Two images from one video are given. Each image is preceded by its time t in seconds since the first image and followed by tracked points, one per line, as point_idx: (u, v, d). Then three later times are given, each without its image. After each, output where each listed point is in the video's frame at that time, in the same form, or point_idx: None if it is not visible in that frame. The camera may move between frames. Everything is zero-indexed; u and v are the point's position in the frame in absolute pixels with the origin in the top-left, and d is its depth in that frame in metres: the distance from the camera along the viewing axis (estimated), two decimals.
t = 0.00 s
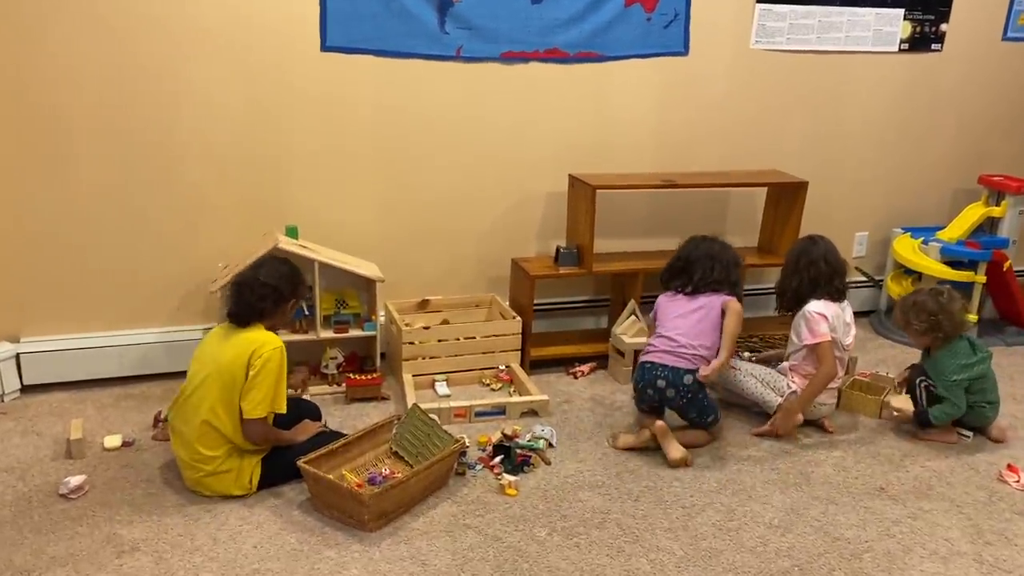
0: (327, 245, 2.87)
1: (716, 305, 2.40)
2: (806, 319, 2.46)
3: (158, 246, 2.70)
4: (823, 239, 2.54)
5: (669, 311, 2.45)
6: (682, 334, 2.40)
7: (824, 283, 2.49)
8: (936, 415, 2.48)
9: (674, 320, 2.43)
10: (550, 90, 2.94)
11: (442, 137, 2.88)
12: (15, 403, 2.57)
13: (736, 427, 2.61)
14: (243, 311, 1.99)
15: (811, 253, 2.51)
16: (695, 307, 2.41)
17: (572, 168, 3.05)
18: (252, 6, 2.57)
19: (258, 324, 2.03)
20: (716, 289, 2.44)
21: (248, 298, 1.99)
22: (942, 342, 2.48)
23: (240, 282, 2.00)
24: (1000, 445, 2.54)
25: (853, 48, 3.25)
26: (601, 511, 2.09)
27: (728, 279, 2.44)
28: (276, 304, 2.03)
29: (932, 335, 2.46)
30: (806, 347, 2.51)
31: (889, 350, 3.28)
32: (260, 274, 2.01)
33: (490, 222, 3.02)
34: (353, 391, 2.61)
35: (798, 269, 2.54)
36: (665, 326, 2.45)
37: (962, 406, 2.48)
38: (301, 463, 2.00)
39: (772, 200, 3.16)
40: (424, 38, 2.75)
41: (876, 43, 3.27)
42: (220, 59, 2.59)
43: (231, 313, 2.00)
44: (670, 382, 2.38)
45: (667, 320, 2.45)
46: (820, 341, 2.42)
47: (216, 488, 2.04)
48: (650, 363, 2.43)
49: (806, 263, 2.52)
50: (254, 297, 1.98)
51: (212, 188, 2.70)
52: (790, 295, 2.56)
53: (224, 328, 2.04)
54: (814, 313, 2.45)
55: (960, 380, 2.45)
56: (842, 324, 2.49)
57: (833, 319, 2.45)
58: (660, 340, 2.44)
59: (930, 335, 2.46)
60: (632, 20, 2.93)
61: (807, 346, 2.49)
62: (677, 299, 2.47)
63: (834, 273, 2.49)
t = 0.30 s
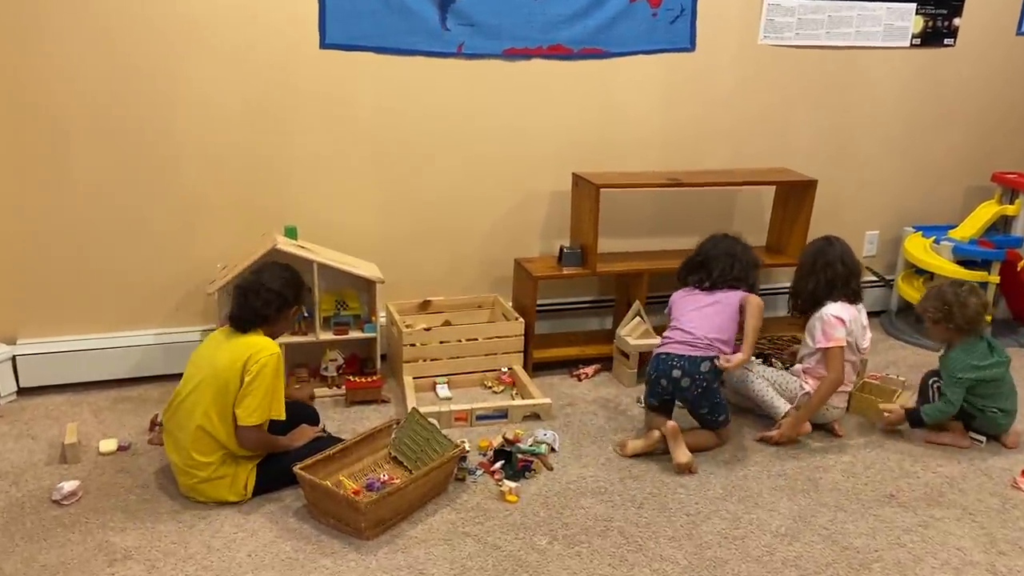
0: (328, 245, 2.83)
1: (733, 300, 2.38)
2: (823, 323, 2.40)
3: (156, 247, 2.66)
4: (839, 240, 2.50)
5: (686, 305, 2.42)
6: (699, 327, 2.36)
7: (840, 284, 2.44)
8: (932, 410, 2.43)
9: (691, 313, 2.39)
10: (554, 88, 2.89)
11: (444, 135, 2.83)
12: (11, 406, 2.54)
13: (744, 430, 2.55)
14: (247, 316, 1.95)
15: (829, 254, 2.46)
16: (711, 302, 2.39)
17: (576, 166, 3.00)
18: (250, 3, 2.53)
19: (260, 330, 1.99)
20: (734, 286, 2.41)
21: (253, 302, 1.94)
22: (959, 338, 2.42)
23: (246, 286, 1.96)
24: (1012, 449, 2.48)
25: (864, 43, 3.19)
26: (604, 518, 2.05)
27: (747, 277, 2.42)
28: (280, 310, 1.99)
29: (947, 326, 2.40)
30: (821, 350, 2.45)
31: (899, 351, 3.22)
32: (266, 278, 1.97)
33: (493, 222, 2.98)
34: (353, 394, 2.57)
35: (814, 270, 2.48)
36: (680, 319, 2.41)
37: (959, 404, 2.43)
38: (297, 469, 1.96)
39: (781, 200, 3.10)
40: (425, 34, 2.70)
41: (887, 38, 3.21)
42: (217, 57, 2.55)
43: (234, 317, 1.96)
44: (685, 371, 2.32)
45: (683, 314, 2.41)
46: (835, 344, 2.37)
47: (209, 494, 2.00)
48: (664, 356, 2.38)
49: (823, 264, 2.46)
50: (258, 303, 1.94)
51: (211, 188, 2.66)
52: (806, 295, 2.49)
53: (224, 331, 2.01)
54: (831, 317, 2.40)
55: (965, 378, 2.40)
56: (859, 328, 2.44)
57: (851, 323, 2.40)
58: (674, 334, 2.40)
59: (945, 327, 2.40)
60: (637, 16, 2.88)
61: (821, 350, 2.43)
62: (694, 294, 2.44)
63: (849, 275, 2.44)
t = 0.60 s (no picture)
0: (326, 246, 2.79)
1: (741, 307, 2.34)
2: (838, 320, 2.35)
3: (152, 248, 2.63)
4: (850, 241, 2.44)
5: (694, 307, 2.37)
6: (707, 329, 2.30)
7: (853, 286, 2.38)
8: (940, 402, 2.38)
9: (699, 314, 2.34)
10: (556, 86, 2.84)
11: (444, 134, 2.79)
12: (6, 410, 2.51)
13: (749, 435, 2.50)
14: (236, 322, 1.92)
15: (841, 256, 2.40)
16: (720, 305, 2.34)
17: (579, 165, 2.95)
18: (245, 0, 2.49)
19: (249, 335, 1.95)
20: (747, 295, 2.36)
21: (240, 308, 1.91)
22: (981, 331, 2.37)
23: (232, 291, 1.93)
24: None
25: (873, 38, 3.12)
26: (605, 527, 2.00)
27: (763, 287, 2.38)
28: (269, 315, 1.95)
29: (967, 315, 2.37)
30: (832, 350, 2.39)
31: (909, 353, 3.16)
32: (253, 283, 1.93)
33: (494, 223, 2.93)
34: (350, 398, 2.53)
35: (825, 271, 2.42)
36: (688, 319, 2.35)
37: (967, 396, 2.36)
38: (290, 476, 1.92)
39: (787, 199, 3.05)
40: (424, 32, 2.66)
41: (897, 34, 3.14)
42: (213, 56, 2.51)
43: (222, 324, 1.93)
44: (690, 374, 2.27)
45: (691, 315, 2.36)
46: (848, 344, 2.32)
47: (200, 503, 1.97)
48: (669, 358, 2.32)
49: (835, 265, 2.40)
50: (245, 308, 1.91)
51: (207, 189, 2.63)
52: (813, 295, 2.44)
53: (215, 337, 1.97)
54: (847, 315, 2.34)
55: (975, 369, 2.34)
56: (874, 330, 2.39)
57: (867, 322, 2.35)
58: (681, 335, 2.35)
59: (965, 315, 2.37)
60: (640, 12, 2.82)
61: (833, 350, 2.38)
62: (704, 296, 2.39)
63: (862, 277, 2.39)
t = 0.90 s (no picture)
0: (322, 250, 2.76)
1: (734, 318, 2.30)
2: (839, 325, 2.31)
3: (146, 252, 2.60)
4: (850, 241, 2.39)
5: (688, 314, 2.34)
6: (698, 335, 2.27)
7: (854, 287, 2.34)
8: (948, 389, 2.35)
9: (693, 321, 2.30)
10: (554, 86, 2.80)
11: (441, 136, 2.75)
12: None
13: (751, 440, 2.46)
14: (222, 329, 1.89)
15: (841, 257, 2.35)
16: (714, 314, 2.30)
17: (579, 166, 2.92)
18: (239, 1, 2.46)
19: (237, 342, 1.93)
20: (744, 306, 2.32)
21: (225, 314, 1.88)
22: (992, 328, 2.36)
23: (216, 299, 1.90)
24: None
25: (876, 37, 3.08)
26: (603, 536, 1.97)
27: (761, 299, 2.34)
28: (256, 320, 1.92)
29: (978, 313, 2.36)
30: (834, 356, 2.35)
31: (914, 355, 3.11)
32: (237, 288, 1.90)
33: (493, 225, 2.90)
34: (346, 404, 2.50)
35: (826, 272, 2.37)
36: (682, 325, 2.32)
37: (977, 386, 2.33)
38: (283, 484, 1.89)
39: (790, 200, 3.00)
40: (420, 32, 2.62)
41: (901, 32, 3.10)
42: (206, 58, 2.48)
43: (207, 333, 1.90)
44: (680, 380, 2.23)
45: (684, 320, 2.32)
46: (851, 349, 2.28)
47: (191, 512, 1.94)
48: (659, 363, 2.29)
49: (836, 266, 2.36)
50: (231, 314, 1.88)
51: (202, 193, 2.60)
52: (813, 296, 2.40)
53: (203, 344, 1.95)
54: (848, 320, 2.30)
55: (985, 359, 2.31)
56: (876, 332, 2.35)
57: (868, 325, 2.31)
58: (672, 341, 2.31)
59: (976, 313, 2.36)
60: (640, 11, 2.79)
61: (835, 355, 2.34)
62: (700, 303, 2.35)
63: (863, 278, 2.35)
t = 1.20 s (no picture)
0: (321, 251, 2.74)
1: (727, 329, 2.27)
2: (843, 326, 2.28)
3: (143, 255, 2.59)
4: (850, 241, 2.36)
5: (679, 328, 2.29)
6: (689, 352, 2.23)
7: (855, 289, 2.31)
8: (956, 385, 2.33)
9: (684, 336, 2.26)
10: (554, 86, 2.78)
11: (440, 137, 2.73)
12: None
13: (754, 442, 2.43)
14: (209, 335, 1.86)
15: (842, 257, 2.32)
16: (706, 328, 2.26)
17: (579, 167, 2.89)
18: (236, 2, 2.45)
19: (226, 346, 1.91)
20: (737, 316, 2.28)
21: (209, 320, 1.86)
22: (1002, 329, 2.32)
23: (199, 304, 1.87)
24: None
25: (879, 35, 3.05)
26: (603, 540, 1.94)
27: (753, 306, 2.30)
28: (242, 325, 1.89)
29: (989, 313, 2.32)
30: (839, 358, 2.33)
31: (919, 357, 3.08)
32: (219, 293, 1.87)
33: (493, 226, 2.87)
34: (344, 407, 2.48)
35: (825, 273, 2.34)
36: (673, 340, 2.27)
37: (985, 384, 2.31)
38: (278, 488, 1.87)
39: (793, 200, 2.98)
40: (418, 32, 2.60)
41: (904, 30, 3.07)
42: (203, 59, 2.47)
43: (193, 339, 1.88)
44: (671, 403, 2.19)
45: (676, 335, 2.28)
46: (856, 351, 2.25)
47: (184, 518, 1.92)
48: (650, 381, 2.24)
49: (836, 267, 2.32)
50: (215, 320, 1.85)
51: (199, 194, 2.58)
52: (814, 296, 2.37)
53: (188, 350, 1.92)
54: (853, 322, 2.27)
55: (995, 359, 2.28)
56: (879, 334, 2.32)
57: (872, 327, 2.29)
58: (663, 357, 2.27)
59: (988, 312, 2.32)
60: (640, 10, 2.76)
61: (840, 357, 2.31)
62: (691, 316, 2.31)
63: (864, 280, 2.32)
